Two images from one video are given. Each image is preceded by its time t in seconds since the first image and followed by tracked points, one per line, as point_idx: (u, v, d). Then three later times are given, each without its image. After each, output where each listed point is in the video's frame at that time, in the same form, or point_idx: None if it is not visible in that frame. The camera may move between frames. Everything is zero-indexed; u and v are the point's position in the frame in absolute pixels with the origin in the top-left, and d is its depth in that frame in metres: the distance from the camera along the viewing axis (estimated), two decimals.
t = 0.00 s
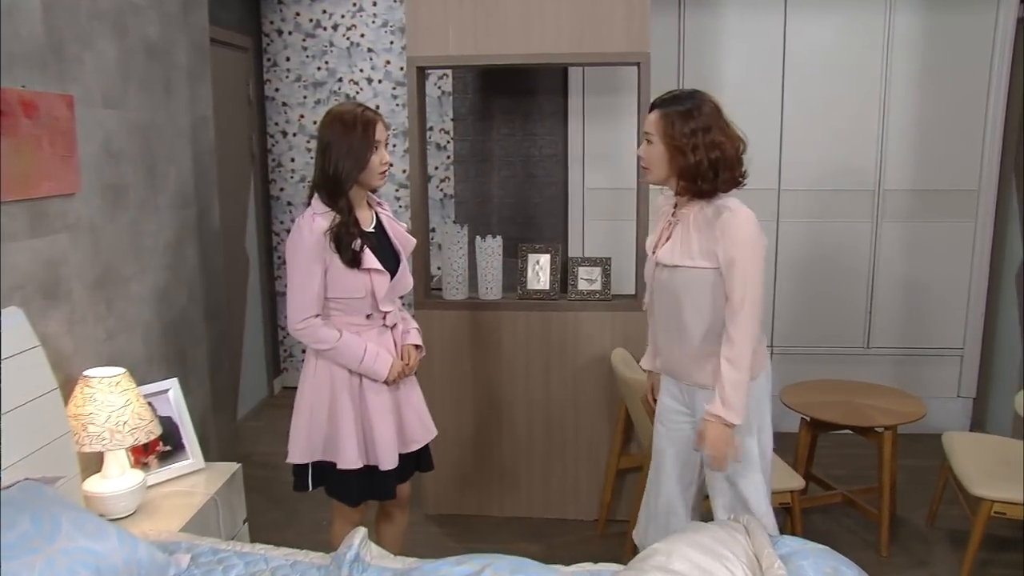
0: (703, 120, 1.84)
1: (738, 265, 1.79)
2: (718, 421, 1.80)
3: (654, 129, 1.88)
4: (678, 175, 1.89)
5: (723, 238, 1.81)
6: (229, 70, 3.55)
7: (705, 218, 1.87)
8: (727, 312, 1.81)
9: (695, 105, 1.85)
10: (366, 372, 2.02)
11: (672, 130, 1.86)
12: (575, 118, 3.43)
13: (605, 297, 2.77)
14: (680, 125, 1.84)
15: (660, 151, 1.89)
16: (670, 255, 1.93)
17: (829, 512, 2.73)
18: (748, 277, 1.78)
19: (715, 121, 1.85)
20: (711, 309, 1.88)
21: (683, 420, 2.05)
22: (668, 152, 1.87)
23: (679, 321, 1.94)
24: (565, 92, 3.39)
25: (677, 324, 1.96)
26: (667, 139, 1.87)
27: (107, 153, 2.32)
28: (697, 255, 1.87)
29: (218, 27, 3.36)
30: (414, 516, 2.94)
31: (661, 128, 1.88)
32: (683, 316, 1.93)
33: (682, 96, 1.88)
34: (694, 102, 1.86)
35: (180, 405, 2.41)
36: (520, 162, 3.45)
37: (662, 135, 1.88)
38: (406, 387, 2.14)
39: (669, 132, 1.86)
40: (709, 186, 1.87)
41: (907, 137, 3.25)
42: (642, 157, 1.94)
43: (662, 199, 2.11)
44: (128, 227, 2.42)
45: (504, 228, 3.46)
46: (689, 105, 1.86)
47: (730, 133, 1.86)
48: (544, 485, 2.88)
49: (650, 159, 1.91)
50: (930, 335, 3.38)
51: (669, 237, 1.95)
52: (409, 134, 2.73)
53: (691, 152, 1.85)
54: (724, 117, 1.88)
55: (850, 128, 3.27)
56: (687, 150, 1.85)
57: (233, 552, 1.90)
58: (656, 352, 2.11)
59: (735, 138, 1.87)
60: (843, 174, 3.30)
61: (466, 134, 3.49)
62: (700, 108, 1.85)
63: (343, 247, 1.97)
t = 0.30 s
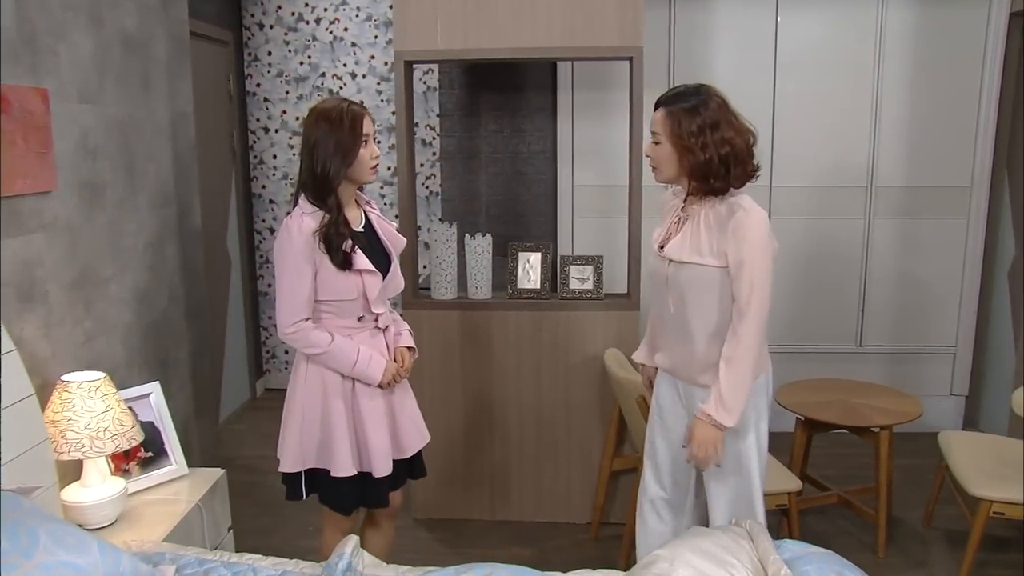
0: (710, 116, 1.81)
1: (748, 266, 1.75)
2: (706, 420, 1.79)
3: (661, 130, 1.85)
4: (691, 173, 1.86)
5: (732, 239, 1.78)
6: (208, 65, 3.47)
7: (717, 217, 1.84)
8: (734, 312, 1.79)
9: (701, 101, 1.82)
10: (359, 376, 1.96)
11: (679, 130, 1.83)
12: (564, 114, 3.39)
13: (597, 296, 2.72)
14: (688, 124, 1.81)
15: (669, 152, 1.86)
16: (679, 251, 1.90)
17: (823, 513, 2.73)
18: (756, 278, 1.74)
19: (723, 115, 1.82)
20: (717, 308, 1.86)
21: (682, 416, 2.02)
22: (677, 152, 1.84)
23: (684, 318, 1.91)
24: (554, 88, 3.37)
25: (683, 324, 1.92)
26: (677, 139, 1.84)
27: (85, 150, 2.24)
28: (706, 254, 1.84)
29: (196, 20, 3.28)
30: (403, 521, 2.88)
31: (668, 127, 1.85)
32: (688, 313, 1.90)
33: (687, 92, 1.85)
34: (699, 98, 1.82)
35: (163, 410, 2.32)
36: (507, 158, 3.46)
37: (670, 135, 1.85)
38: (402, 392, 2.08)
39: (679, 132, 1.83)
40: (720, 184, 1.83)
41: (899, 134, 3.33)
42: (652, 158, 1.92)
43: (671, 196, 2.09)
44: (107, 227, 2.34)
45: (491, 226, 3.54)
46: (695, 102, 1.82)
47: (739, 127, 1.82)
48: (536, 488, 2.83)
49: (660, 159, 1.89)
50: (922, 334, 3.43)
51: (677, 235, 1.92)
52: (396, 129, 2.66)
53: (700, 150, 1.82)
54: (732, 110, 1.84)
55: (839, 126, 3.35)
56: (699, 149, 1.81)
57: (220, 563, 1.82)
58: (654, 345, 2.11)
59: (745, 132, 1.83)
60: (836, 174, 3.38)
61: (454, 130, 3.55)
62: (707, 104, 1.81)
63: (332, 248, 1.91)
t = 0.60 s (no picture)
0: (711, 114, 1.79)
1: (748, 267, 1.73)
2: (746, 434, 1.78)
3: (661, 128, 1.84)
4: (692, 173, 1.83)
5: (732, 241, 1.76)
6: (200, 63, 3.44)
7: (716, 218, 1.82)
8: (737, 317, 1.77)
9: (702, 99, 1.80)
10: (360, 377, 1.93)
11: (680, 128, 1.81)
12: (559, 113, 3.38)
13: (595, 296, 2.70)
14: (689, 123, 1.79)
15: (669, 151, 1.85)
16: (678, 252, 1.87)
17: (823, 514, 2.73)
18: (759, 283, 1.73)
19: (723, 114, 1.80)
20: (717, 311, 1.83)
21: (677, 418, 1.99)
22: (678, 151, 1.82)
23: (683, 322, 1.89)
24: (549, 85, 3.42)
25: (681, 326, 1.90)
26: (677, 138, 1.82)
27: (75, 148, 2.20)
28: (705, 255, 1.82)
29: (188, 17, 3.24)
30: (399, 524, 2.85)
31: (669, 126, 1.83)
32: (687, 315, 1.87)
33: (688, 90, 1.83)
34: (700, 97, 1.81)
35: (156, 413, 2.28)
36: (502, 157, 3.52)
37: (671, 134, 1.83)
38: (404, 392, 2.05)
39: (680, 132, 1.81)
40: (719, 183, 1.81)
41: (896, 133, 3.32)
42: (652, 157, 1.90)
43: (671, 195, 2.07)
44: (97, 227, 2.29)
45: (487, 225, 3.58)
46: (696, 100, 1.81)
47: (739, 126, 1.80)
48: (534, 488, 2.80)
49: (660, 158, 1.87)
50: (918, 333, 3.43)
51: (677, 236, 1.90)
52: (392, 128, 2.63)
53: (700, 149, 1.80)
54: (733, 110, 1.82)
55: (837, 124, 3.34)
56: (699, 148, 1.80)
57: (216, 569, 1.79)
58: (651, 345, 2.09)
59: (746, 132, 1.81)
60: (832, 172, 3.37)
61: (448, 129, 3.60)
62: (707, 102, 1.80)
63: (332, 246, 1.88)
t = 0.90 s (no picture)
0: (712, 114, 1.79)
1: (751, 267, 1.72)
2: (739, 428, 1.78)
3: (662, 125, 1.83)
4: (691, 172, 1.83)
5: (733, 240, 1.75)
6: (197, 63, 3.42)
7: (715, 217, 1.82)
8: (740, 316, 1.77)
9: (704, 98, 1.80)
10: (361, 376, 1.92)
11: (680, 127, 1.80)
12: (558, 113, 3.37)
13: (595, 296, 2.69)
14: (690, 122, 1.79)
15: (669, 149, 1.84)
16: (679, 252, 1.87)
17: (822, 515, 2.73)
18: (761, 282, 1.72)
19: (724, 114, 1.80)
20: (718, 311, 1.83)
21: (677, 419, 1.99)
22: (678, 149, 1.81)
23: (685, 322, 1.88)
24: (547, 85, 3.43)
25: (683, 325, 1.89)
26: (676, 138, 1.82)
27: (73, 148, 2.19)
28: (706, 254, 1.82)
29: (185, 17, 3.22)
30: (398, 525, 2.84)
31: (669, 124, 1.82)
32: (689, 315, 1.87)
33: (690, 89, 1.83)
34: (703, 96, 1.80)
35: (154, 414, 2.27)
36: (501, 157, 3.53)
37: (671, 132, 1.82)
38: (404, 392, 2.04)
39: (680, 130, 1.81)
40: (718, 183, 1.80)
41: (895, 133, 3.32)
42: (652, 154, 1.89)
43: (671, 195, 2.06)
44: (95, 227, 2.28)
45: (486, 224, 3.59)
46: (697, 99, 1.80)
47: (739, 127, 1.80)
48: (534, 488, 2.80)
49: (660, 156, 1.86)
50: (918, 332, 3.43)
51: (677, 237, 1.89)
52: (392, 128, 2.62)
53: (700, 148, 1.79)
54: (735, 111, 1.82)
55: (837, 124, 3.34)
56: (699, 148, 1.79)
57: (215, 571, 1.78)
58: (654, 346, 2.09)
59: (746, 133, 1.81)
60: (831, 172, 3.37)
61: (447, 129, 3.60)
62: (709, 101, 1.79)
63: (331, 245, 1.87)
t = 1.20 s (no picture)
0: (715, 114, 1.79)
1: (750, 266, 1.73)
2: (734, 426, 1.78)
3: (665, 124, 1.83)
4: (693, 171, 1.83)
5: (732, 239, 1.75)
6: (196, 63, 3.42)
7: (715, 216, 1.82)
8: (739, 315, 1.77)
9: (706, 98, 1.80)
10: (356, 374, 1.92)
11: (683, 126, 1.80)
12: (558, 113, 3.37)
13: (594, 297, 2.68)
14: (692, 120, 1.79)
15: (671, 147, 1.84)
16: (679, 251, 1.87)
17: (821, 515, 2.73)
18: (757, 280, 1.73)
19: (727, 114, 1.80)
20: (715, 309, 1.83)
21: (675, 418, 1.99)
22: (680, 148, 1.81)
23: (685, 321, 1.89)
24: (546, 84, 3.43)
25: (682, 324, 1.89)
26: (678, 136, 1.82)
27: (72, 148, 2.19)
28: (706, 253, 1.82)
29: (184, 16, 3.22)
30: (397, 525, 2.84)
31: (671, 123, 1.82)
32: (689, 314, 1.87)
33: (693, 88, 1.83)
34: (705, 95, 1.80)
35: (153, 414, 2.27)
36: (500, 158, 3.53)
37: (673, 131, 1.82)
38: (400, 391, 2.03)
39: (681, 129, 1.81)
40: (719, 182, 1.80)
41: (894, 133, 3.32)
42: (653, 153, 1.89)
43: (671, 194, 2.06)
44: (94, 227, 2.28)
45: (485, 224, 3.59)
46: (700, 99, 1.80)
47: (742, 127, 1.80)
48: (534, 489, 2.80)
49: (661, 155, 1.86)
50: (917, 332, 3.43)
51: (678, 235, 1.89)
52: (391, 128, 2.62)
53: (702, 147, 1.79)
54: (738, 112, 1.82)
55: (836, 123, 3.34)
56: (701, 147, 1.79)
57: (214, 571, 1.78)
58: (652, 346, 2.09)
59: (749, 134, 1.81)
60: (830, 172, 3.37)
61: (446, 129, 3.60)
62: (711, 101, 1.80)
63: (327, 242, 1.87)
